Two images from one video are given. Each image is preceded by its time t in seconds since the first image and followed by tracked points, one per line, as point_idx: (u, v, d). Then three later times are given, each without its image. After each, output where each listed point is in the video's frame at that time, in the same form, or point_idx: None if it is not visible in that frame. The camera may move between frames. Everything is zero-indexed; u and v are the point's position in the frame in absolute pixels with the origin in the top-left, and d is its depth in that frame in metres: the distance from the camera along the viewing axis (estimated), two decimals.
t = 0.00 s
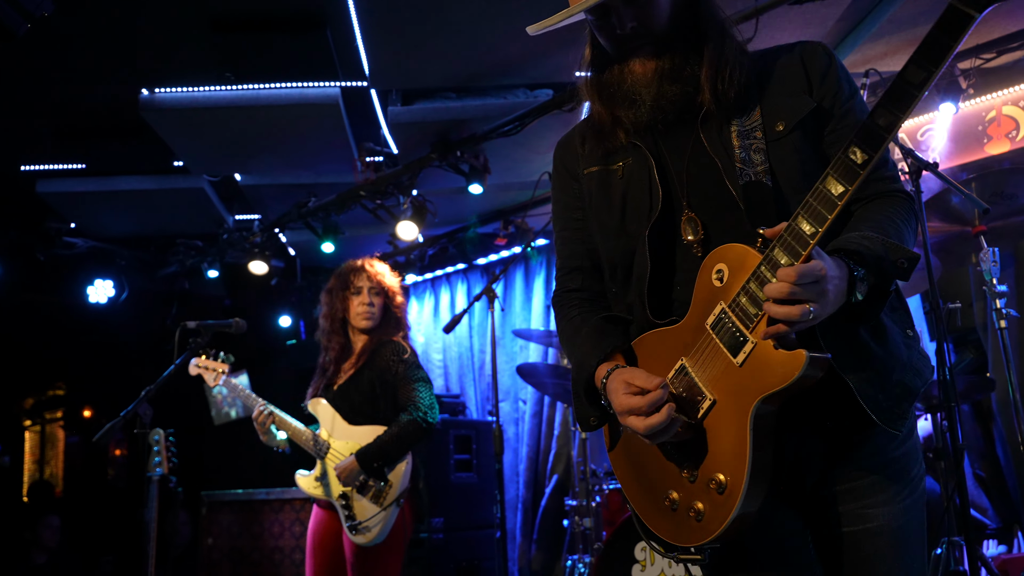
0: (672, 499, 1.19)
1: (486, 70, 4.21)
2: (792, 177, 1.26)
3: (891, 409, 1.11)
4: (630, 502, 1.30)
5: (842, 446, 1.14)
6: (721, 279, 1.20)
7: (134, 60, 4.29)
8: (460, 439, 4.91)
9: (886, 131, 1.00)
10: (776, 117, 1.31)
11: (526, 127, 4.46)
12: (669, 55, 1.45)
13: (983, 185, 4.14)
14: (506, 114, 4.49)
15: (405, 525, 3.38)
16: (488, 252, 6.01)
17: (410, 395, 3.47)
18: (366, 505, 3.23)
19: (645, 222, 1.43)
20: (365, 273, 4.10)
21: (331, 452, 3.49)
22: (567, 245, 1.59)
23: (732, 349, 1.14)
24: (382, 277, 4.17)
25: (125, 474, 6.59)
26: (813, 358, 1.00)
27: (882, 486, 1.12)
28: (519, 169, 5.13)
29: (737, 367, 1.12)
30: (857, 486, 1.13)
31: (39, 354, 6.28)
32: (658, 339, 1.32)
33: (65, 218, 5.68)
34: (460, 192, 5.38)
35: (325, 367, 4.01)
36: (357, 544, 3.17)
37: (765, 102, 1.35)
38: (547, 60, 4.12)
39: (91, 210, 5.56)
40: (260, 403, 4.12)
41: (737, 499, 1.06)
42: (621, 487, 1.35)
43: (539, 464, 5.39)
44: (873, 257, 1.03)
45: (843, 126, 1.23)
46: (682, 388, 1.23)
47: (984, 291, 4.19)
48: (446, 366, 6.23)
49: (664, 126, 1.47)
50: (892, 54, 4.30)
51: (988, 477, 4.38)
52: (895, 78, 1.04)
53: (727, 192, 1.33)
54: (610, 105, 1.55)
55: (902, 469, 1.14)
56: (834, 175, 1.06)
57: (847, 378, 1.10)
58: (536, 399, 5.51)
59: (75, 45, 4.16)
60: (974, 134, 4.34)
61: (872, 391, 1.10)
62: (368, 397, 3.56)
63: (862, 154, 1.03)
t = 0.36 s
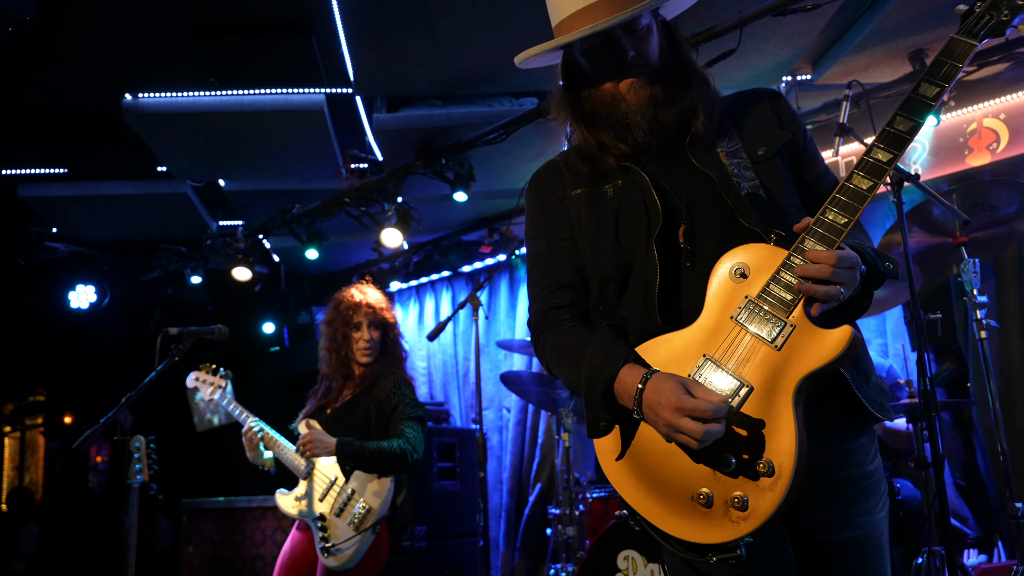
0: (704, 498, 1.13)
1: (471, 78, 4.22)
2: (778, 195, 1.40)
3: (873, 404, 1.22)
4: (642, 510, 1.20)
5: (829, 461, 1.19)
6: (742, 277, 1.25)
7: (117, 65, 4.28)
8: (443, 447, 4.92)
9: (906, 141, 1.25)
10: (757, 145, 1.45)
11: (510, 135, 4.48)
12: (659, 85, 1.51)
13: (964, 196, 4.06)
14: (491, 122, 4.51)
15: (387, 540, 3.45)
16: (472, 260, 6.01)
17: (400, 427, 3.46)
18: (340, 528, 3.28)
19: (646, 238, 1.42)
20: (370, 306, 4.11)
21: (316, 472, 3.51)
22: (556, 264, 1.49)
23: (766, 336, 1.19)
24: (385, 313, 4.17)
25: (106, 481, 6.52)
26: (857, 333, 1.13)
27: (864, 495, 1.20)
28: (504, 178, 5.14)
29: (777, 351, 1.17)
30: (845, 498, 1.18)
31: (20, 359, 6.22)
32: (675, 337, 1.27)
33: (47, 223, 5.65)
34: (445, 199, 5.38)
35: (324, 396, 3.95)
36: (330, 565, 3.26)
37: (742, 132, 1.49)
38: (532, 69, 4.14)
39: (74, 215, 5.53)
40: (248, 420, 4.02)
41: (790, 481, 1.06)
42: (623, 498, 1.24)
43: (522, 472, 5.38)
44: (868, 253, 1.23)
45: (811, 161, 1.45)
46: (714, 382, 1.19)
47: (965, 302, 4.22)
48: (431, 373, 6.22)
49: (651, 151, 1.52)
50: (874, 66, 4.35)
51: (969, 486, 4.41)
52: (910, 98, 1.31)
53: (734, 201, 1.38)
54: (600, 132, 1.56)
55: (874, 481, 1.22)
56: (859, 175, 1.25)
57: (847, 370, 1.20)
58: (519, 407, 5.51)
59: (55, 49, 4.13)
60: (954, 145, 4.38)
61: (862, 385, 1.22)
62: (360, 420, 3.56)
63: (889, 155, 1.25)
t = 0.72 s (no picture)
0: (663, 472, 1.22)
1: (466, 78, 4.22)
2: (752, 218, 1.48)
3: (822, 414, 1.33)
4: (607, 483, 1.28)
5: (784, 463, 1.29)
6: (718, 280, 1.39)
7: (109, 64, 4.26)
8: (437, 446, 4.93)
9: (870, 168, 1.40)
10: (733, 174, 1.54)
11: (504, 135, 4.48)
12: (656, 119, 1.60)
13: (956, 198, 4.03)
14: (486, 122, 4.51)
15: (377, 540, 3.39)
16: (466, 259, 6.00)
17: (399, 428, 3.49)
18: (326, 528, 3.28)
19: (633, 250, 1.50)
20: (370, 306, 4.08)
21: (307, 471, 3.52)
22: (546, 275, 1.58)
23: (734, 328, 1.30)
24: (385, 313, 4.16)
25: (99, 480, 6.50)
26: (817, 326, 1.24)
27: (818, 494, 1.31)
28: (498, 177, 5.13)
29: (744, 340, 1.28)
30: (805, 496, 1.29)
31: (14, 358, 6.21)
32: (654, 332, 1.39)
33: (40, 222, 5.63)
34: (439, 199, 5.38)
35: (319, 393, 3.94)
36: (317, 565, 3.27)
37: (722, 163, 1.57)
38: (526, 69, 4.14)
39: (67, 214, 5.52)
40: (243, 420, 3.98)
41: (744, 451, 1.16)
42: (592, 472, 1.32)
43: (516, 472, 5.38)
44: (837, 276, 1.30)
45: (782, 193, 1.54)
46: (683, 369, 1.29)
47: (958, 303, 4.23)
48: (425, 373, 6.21)
49: (640, 176, 1.61)
50: (868, 67, 4.34)
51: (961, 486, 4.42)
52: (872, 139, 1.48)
53: (715, 221, 1.46)
54: (596, 160, 1.65)
55: (826, 482, 1.34)
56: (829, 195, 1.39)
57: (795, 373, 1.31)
58: (513, 407, 5.52)
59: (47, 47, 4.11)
60: (948, 146, 4.38)
61: (814, 396, 1.32)
62: (355, 418, 3.57)
63: (856, 180, 1.42)
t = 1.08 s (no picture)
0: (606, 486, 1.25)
1: (462, 70, 4.21)
2: (693, 229, 1.46)
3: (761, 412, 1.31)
4: (558, 494, 1.33)
5: (717, 457, 1.28)
6: (647, 292, 1.36)
7: (104, 55, 4.24)
8: (433, 439, 4.93)
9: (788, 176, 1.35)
10: (687, 184, 1.50)
11: (501, 127, 4.45)
12: (624, 129, 1.57)
13: (952, 192, 3.97)
14: (482, 115, 4.49)
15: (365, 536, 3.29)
16: (463, 252, 5.99)
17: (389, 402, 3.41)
18: (309, 506, 3.23)
19: (582, 256, 1.49)
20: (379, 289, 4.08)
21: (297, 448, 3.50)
22: (503, 275, 1.56)
23: (660, 343, 1.29)
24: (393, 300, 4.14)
25: (94, 473, 6.50)
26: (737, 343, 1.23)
27: (755, 486, 1.28)
28: (494, 170, 5.12)
29: (671, 356, 1.27)
30: (735, 487, 1.27)
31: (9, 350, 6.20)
32: (589, 342, 1.39)
33: (34, 213, 5.61)
34: (436, 192, 5.37)
35: (318, 374, 3.88)
36: (299, 544, 3.19)
37: (678, 171, 1.53)
38: (523, 61, 4.12)
39: (61, 205, 5.51)
40: (246, 401, 4.01)
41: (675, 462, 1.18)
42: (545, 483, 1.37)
43: (511, 465, 5.39)
44: (767, 283, 1.30)
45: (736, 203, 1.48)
46: (619, 386, 1.30)
47: (953, 297, 4.24)
48: (421, 366, 6.21)
49: (601, 182, 1.58)
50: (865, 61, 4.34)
51: (955, 480, 4.43)
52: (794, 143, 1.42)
53: (657, 230, 1.45)
54: (562, 164, 1.64)
55: (769, 473, 1.30)
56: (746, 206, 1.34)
57: (734, 378, 1.30)
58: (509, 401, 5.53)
59: (42, 36, 4.09)
60: (944, 141, 4.38)
61: (751, 397, 1.31)
62: (348, 395, 3.51)
63: (772, 190, 1.34)
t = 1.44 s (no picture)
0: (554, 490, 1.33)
1: (460, 69, 4.21)
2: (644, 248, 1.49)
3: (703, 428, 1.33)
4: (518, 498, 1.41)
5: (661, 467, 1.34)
6: (596, 315, 1.41)
7: (103, 52, 4.25)
8: (431, 437, 4.92)
9: (720, 205, 1.32)
10: (643, 203, 1.52)
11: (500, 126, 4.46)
12: (583, 150, 1.62)
13: (950, 191, 3.98)
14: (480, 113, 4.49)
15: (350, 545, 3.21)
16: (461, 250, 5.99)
17: (380, 402, 3.25)
18: (287, 498, 3.18)
19: (541, 278, 1.54)
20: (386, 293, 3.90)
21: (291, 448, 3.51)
22: (473, 296, 1.66)
23: (603, 365, 1.34)
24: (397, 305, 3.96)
25: (91, 470, 6.49)
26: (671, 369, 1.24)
27: (703, 486, 1.31)
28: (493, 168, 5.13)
29: (612, 379, 1.31)
30: (685, 489, 1.31)
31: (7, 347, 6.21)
32: (543, 360, 1.47)
33: (33, 211, 5.62)
34: (434, 189, 5.37)
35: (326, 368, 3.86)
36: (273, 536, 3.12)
37: (635, 186, 1.56)
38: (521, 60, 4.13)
39: (59, 202, 5.51)
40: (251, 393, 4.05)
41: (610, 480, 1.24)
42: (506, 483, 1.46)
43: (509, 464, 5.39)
44: (725, 286, 1.33)
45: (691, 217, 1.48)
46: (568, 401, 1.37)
47: (950, 296, 4.25)
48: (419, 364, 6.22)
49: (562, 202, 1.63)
50: (863, 60, 4.34)
51: (952, 479, 4.44)
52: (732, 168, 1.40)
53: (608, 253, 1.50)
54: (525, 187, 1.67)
55: (721, 475, 1.33)
56: (683, 236, 1.34)
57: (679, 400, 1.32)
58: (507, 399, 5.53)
59: (41, 32, 4.08)
60: (942, 141, 4.39)
61: (696, 412, 1.34)
62: (349, 391, 3.43)
63: (725, 199, 1.32)
